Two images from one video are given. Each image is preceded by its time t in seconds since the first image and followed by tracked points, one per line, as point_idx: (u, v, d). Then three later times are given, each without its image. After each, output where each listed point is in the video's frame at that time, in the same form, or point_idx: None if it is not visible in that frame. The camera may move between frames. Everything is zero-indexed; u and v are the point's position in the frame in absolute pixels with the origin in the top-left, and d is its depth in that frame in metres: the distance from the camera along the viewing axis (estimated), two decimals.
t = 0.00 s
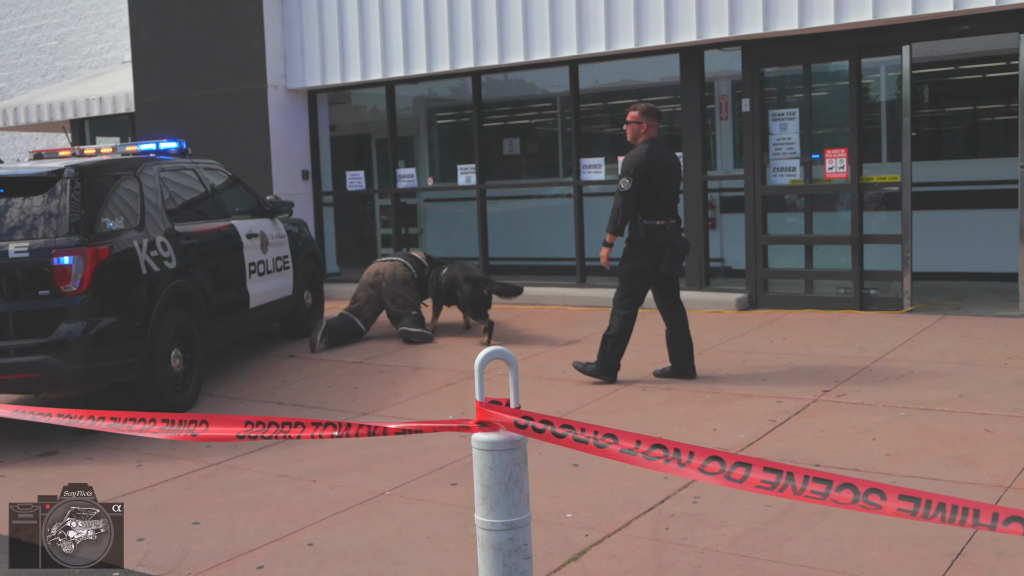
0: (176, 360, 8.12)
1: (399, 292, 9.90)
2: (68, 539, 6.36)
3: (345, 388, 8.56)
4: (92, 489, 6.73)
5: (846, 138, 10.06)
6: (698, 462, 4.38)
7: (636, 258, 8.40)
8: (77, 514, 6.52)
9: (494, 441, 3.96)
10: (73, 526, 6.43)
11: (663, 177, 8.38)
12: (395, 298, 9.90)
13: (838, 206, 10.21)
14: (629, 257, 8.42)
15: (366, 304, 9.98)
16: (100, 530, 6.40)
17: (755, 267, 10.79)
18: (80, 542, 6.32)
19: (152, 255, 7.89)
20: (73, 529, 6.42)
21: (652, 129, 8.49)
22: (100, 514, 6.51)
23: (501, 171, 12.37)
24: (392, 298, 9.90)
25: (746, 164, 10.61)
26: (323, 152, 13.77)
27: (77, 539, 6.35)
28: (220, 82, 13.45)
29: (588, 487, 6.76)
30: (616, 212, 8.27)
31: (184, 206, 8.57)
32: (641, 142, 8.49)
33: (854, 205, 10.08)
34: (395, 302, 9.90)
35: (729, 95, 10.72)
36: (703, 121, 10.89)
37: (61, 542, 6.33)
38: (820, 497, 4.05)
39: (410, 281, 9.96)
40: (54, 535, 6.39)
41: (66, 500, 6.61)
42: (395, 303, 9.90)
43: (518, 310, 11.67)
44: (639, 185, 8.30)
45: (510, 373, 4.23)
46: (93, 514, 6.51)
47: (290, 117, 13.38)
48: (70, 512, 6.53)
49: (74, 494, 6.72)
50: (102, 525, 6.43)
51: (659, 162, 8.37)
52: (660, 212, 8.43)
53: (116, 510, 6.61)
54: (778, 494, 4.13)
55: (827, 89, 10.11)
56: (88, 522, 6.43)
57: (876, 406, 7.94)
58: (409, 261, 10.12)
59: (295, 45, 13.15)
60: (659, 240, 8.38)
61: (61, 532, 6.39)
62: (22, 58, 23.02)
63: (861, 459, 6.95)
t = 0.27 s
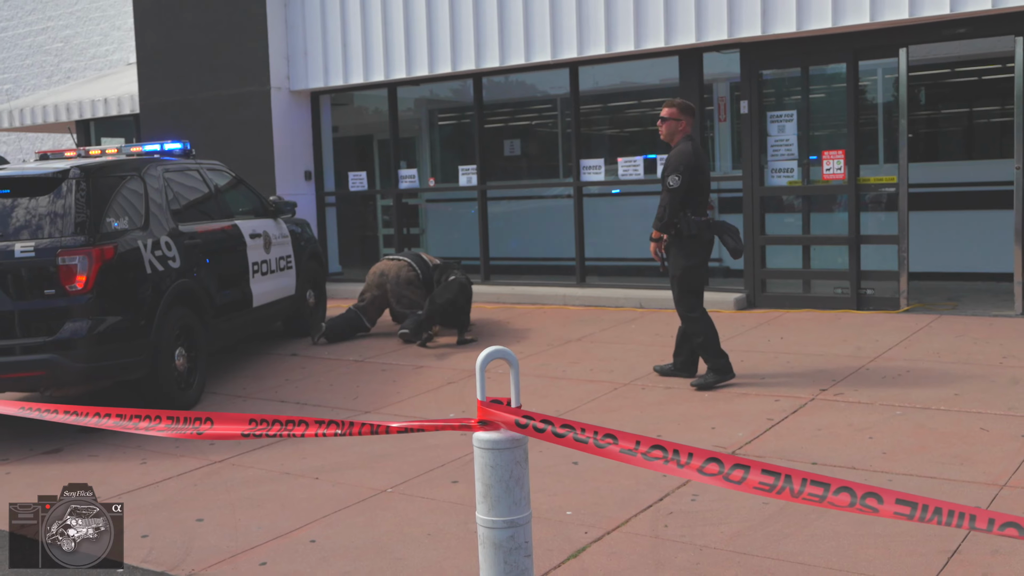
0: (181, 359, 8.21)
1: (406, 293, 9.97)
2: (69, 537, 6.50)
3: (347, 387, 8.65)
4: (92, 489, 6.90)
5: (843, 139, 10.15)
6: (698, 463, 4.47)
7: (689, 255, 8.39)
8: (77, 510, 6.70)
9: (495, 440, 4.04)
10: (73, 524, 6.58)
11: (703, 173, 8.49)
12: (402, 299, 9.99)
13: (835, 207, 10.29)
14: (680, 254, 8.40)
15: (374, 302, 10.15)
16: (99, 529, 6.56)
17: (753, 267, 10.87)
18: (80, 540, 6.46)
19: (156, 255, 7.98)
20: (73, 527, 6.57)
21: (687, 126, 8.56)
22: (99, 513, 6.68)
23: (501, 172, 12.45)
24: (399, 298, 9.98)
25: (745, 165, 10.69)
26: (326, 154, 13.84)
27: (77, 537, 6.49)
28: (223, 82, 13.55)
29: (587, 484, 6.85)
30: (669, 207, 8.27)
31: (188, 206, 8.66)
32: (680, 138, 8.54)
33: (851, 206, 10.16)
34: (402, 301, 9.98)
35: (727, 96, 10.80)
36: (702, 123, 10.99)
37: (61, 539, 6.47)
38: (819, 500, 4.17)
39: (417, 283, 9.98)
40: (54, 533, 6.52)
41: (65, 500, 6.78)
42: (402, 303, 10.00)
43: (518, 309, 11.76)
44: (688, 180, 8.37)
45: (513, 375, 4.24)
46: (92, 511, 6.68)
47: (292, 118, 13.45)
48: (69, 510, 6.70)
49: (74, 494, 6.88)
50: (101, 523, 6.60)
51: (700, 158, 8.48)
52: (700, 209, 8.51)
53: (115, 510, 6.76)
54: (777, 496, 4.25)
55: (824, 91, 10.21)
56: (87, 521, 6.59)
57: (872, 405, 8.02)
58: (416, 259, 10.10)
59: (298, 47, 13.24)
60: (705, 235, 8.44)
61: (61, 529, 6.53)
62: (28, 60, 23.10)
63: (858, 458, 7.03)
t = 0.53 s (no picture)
0: (184, 359, 8.25)
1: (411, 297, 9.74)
2: (69, 537, 6.53)
3: (350, 387, 8.68)
4: (91, 488, 6.90)
5: (843, 141, 10.19)
6: (698, 463, 4.52)
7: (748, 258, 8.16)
8: (77, 509, 6.72)
9: (496, 441, 4.07)
10: (73, 523, 6.60)
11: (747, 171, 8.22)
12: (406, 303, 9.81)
13: (836, 208, 10.32)
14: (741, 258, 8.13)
15: (380, 301, 10.07)
16: (99, 528, 6.58)
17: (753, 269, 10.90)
18: (80, 540, 6.50)
19: (159, 256, 8.03)
20: (73, 526, 6.60)
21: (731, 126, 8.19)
22: (99, 512, 6.69)
23: (503, 172, 12.50)
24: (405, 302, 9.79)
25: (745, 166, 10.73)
26: (328, 155, 13.87)
27: (77, 536, 6.52)
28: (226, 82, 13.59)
29: (588, 485, 6.88)
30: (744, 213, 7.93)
31: (191, 207, 8.70)
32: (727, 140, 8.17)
33: (852, 207, 10.19)
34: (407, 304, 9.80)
35: (728, 98, 10.86)
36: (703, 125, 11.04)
37: (62, 539, 6.50)
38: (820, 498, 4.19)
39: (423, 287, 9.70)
40: (54, 532, 6.54)
41: (65, 500, 6.78)
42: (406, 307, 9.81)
43: (519, 309, 11.80)
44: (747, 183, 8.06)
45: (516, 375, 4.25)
46: (92, 510, 6.69)
47: (294, 119, 13.49)
48: (70, 509, 6.71)
49: (74, 494, 6.89)
50: (101, 522, 6.61)
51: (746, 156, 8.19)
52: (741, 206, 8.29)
53: (115, 509, 6.78)
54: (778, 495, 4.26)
55: (824, 93, 10.24)
56: (87, 520, 6.62)
57: (872, 406, 8.05)
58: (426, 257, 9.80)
59: (302, 49, 13.27)
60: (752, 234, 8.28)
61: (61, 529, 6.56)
62: (31, 61, 23.19)
63: (858, 459, 7.06)
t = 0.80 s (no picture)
0: (182, 363, 8.09)
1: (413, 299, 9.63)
2: (69, 535, 6.52)
3: (351, 392, 8.52)
4: (91, 489, 6.97)
5: (854, 141, 10.01)
6: (705, 471, 4.30)
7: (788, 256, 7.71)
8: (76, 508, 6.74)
9: (502, 448, 3.91)
10: (73, 522, 6.60)
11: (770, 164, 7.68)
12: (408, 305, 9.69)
13: (846, 209, 10.14)
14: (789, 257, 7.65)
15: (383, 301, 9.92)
16: (100, 527, 6.59)
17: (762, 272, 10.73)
18: (80, 538, 6.48)
19: (158, 258, 7.88)
20: (73, 525, 6.59)
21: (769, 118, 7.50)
22: (99, 513, 6.71)
23: (507, 173, 12.36)
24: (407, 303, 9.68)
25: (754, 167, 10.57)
26: (329, 155, 13.73)
27: (77, 535, 6.51)
28: (228, 83, 13.45)
29: (594, 492, 6.71)
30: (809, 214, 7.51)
31: (190, 208, 8.55)
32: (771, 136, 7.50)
33: (863, 209, 10.02)
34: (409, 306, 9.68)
35: (737, 97, 10.77)
36: (711, 126, 10.91)
37: (61, 538, 6.48)
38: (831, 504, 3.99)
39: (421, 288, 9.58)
40: (54, 532, 6.53)
41: (65, 501, 6.83)
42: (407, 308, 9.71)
43: (524, 313, 11.64)
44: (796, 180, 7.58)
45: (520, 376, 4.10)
46: (92, 509, 6.72)
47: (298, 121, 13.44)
48: (70, 509, 6.73)
49: (74, 495, 6.95)
50: (101, 521, 6.62)
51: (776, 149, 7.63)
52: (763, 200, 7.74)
53: (116, 509, 6.76)
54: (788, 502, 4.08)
55: (835, 92, 10.05)
56: (87, 519, 6.64)
57: (884, 412, 7.87)
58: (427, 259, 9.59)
59: (303, 48, 13.17)
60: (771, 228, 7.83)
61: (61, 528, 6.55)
62: (30, 61, 23.07)
63: (869, 466, 6.89)
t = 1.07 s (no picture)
0: (172, 373, 7.64)
1: (416, 302, 9.43)
2: (68, 535, 6.37)
3: (351, 404, 8.07)
4: (91, 488, 6.87)
5: (883, 139, 9.54)
6: (727, 490, 3.95)
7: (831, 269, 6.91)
8: (77, 507, 6.62)
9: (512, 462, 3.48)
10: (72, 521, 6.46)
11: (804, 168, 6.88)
12: (412, 310, 9.48)
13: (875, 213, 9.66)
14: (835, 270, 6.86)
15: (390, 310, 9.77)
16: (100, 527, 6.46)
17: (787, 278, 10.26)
18: (80, 538, 6.33)
19: (147, 262, 7.44)
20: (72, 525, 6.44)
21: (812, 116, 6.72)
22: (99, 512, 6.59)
23: (516, 173, 11.92)
24: (411, 309, 9.48)
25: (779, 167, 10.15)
26: (328, 153, 13.35)
27: (77, 534, 6.38)
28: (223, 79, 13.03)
29: (608, 511, 6.24)
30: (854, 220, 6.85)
31: (181, 210, 8.12)
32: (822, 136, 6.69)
33: (893, 211, 9.55)
34: (413, 312, 9.47)
35: (759, 93, 10.31)
36: (732, 122, 10.47)
37: (61, 538, 6.33)
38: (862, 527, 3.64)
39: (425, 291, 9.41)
40: (53, 532, 6.37)
41: (66, 500, 6.72)
42: (411, 313, 9.51)
43: (534, 321, 11.18)
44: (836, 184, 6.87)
45: (524, 392, 3.81)
46: (92, 509, 6.60)
47: (292, 118, 12.94)
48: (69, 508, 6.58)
49: (73, 495, 6.85)
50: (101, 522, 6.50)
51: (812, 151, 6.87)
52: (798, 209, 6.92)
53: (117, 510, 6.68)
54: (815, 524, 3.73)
55: (863, 87, 9.58)
56: (87, 519, 6.50)
57: (917, 426, 7.37)
58: (431, 262, 9.56)
59: (300, 41, 12.76)
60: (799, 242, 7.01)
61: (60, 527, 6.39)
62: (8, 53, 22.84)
63: (901, 484, 6.39)
